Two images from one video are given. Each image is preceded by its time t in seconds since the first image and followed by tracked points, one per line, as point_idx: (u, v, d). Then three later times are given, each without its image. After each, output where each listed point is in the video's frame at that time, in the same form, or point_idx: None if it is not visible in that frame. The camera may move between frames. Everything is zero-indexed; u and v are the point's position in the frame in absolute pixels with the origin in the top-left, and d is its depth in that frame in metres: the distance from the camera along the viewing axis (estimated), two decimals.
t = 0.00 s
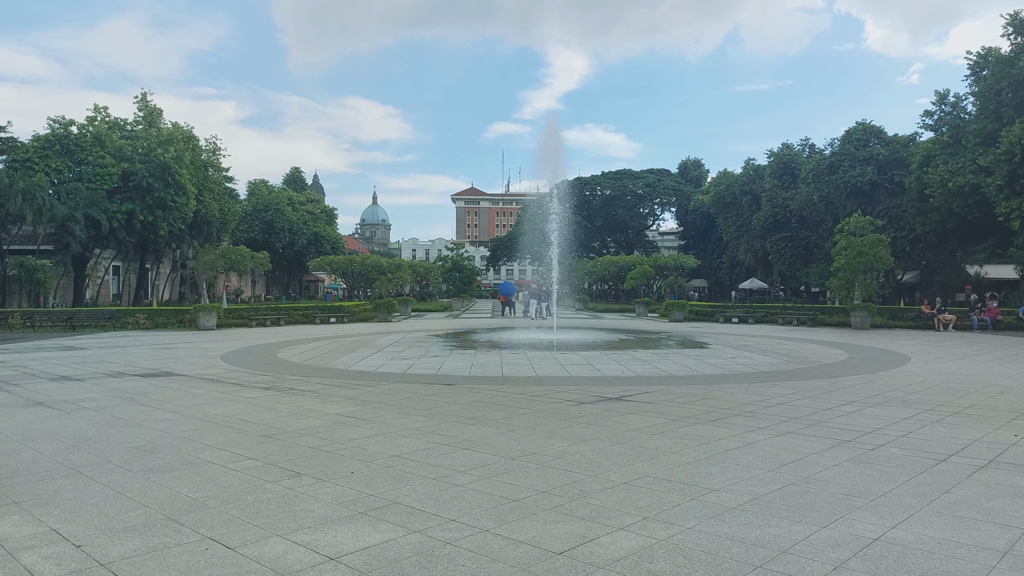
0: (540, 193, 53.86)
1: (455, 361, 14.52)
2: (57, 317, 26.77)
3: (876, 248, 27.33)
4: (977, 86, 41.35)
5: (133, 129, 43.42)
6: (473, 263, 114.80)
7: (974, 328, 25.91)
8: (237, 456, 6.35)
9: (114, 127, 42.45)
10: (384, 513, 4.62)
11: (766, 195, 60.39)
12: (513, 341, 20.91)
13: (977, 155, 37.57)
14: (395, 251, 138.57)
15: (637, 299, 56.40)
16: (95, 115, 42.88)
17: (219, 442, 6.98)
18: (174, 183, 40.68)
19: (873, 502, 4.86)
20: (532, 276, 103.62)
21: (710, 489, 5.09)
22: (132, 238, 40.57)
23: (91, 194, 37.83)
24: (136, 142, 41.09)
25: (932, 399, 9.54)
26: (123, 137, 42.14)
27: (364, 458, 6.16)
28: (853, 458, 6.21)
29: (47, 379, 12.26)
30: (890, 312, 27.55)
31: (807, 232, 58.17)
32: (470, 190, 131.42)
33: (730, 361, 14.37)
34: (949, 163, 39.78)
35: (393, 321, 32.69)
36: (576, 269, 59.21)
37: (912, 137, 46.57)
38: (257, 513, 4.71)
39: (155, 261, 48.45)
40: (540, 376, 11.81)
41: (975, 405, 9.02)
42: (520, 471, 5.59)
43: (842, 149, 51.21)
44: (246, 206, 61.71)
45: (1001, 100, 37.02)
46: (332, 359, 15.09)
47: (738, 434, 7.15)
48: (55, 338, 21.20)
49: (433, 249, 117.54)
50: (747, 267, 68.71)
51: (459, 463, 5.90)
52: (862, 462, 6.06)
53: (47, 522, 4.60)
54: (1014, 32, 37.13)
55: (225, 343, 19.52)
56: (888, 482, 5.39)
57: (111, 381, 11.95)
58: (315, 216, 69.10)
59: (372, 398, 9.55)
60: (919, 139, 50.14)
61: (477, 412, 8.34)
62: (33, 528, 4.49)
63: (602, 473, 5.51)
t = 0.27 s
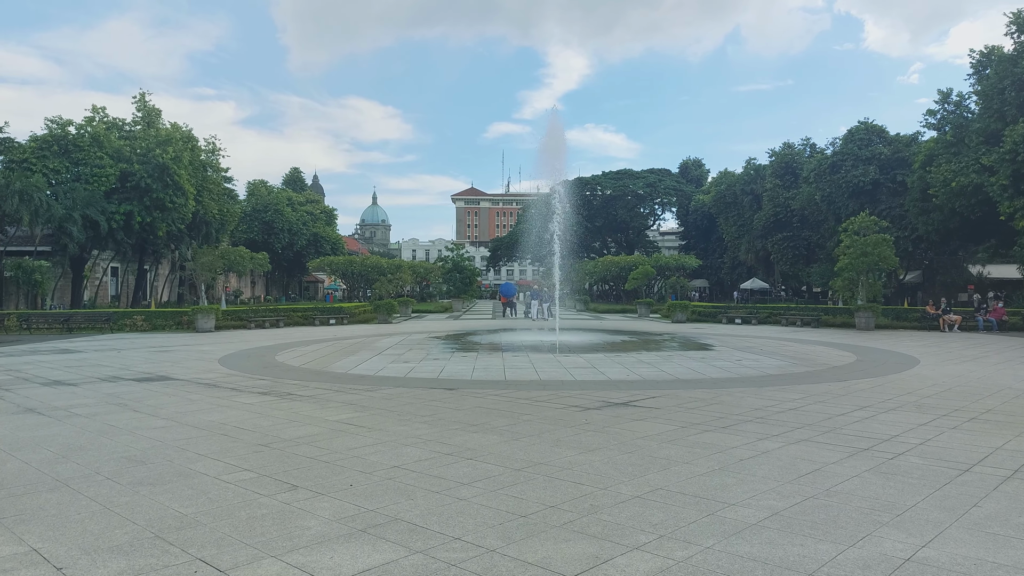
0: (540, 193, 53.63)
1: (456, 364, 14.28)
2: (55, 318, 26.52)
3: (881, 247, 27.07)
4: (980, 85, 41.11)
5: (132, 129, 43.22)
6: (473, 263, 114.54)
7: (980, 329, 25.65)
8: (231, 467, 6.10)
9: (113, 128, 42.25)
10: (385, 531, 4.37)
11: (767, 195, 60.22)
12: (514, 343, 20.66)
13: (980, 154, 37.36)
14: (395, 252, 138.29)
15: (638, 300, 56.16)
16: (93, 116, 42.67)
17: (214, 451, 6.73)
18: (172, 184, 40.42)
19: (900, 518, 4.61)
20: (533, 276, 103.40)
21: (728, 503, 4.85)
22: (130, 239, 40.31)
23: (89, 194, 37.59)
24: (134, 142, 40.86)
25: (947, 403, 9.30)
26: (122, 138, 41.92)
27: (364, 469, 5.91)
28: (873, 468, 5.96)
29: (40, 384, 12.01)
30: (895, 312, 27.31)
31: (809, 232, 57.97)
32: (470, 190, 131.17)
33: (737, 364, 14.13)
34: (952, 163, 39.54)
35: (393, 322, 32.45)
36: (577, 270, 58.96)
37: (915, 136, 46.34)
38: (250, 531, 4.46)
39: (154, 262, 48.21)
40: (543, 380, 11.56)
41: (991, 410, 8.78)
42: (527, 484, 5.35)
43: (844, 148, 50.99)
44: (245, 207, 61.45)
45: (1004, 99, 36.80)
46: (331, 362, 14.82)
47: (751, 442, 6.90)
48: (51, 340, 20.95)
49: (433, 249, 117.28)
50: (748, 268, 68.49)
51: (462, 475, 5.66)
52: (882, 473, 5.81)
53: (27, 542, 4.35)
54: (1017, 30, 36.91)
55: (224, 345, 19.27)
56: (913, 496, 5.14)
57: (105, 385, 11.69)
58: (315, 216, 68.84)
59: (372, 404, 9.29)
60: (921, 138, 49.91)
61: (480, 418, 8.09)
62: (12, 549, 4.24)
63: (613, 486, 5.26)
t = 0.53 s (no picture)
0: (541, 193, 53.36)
1: (457, 364, 14.03)
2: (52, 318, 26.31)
3: (886, 247, 26.81)
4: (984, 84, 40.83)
5: (131, 128, 42.99)
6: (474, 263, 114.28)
7: (986, 329, 25.40)
8: (225, 471, 5.85)
9: (112, 127, 42.03)
10: (384, 543, 4.12)
11: (769, 194, 60.01)
12: (515, 343, 20.40)
13: (984, 153, 37.09)
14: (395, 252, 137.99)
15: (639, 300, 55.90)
16: (92, 114, 42.46)
17: (207, 455, 6.47)
18: (172, 183, 40.15)
19: (929, 529, 4.35)
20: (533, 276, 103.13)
21: (746, 513, 4.59)
22: (129, 239, 40.04)
23: (87, 193, 37.34)
24: (133, 141, 40.62)
25: (962, 405, 9.04)
26: (121, 136, 41.67)
27: (362, 475, 5.66)
28: (894, 474, 5.70)
29: (32, 384, 11.76)
30: (899, 312, 27.07)
31: (811, 231, 57.76)
32: (470, 190, 130.93)
33: (743, 365, 13.87)
34: (956, 162, 39.24)
35: (393, 322, 32.20)
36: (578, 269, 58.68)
37: (918, 135, 46.09)
38: (241, 543, 4.21)
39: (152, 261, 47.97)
40: (546, 381, 11.31)
41: (1009, 412, 8.52)
42: (533, 491, 5.10)
43: (846, 147, 50.73)
44: (245, 206, 61.21)
45: (1009, 97, 36.53)
46: (329, 362, 14.56)
47: (765, 446, 6.64)
48: (47, 340, 20.69)
49: (434, 249, 117.11)
50: (749, 267, 68.24)
51: (465, 480, 5.40)
52: (905, 479, 5.55)
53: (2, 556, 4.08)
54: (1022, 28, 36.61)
55: (221, 345, 19.01)
56: (942, 505, 4.87)
57: (99, 386, 11.45)
58: (315, 216, 68.59)
59: (371, 405, 9.05)
60: (924, 137, 49.66)
61: (482, 420, 7.85)
62: None
63: (624, 493, 5.00)
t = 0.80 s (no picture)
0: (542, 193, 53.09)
1: (458, 367, 13.77)
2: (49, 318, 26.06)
3: (891, 247, 26.53)
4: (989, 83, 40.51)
5: (129, 127, 42.75)
6: (474, 263, 114.01)
7: (992, 330, 25.12)
8: (216, 481, 5.60)
9: (110, 126, 41.79)
10: (380, 562, 3.87)
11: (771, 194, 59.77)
12: (517, 344, 20.13)
13: (988, 153, 36.81)
14: (395, 252, 137.82)
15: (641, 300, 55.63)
16: (91, 114, 42.22)
17: (198, 463, 6.22)
18: (170, 183, 39.90)
19: (960, 546, 4.10)
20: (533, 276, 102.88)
21: (764, 528, 4.34)
22: (128, 238, 39.78)
23: (86, 193, 37.08)
24: (132, 140, 40.35)
25: (978, 410, 8.78)
26: (120, 136, 41.43)
27: (359, 485, 5.40)
28: (916, 484, 5.44)
29: (23, 387, 11.50)
30: (904, 313, 26.79)
31: (813, 231, 57.48)
32: (471, 190, 130.64)
33: (749, 367, 13.60)
34: (960, 161, 38.94)
35: (393, 323, 31.94)
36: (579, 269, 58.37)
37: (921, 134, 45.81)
38: (230, 561, 3.96)
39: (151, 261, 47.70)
40: (549, 384, 11.05)
41: None
42: (539, 503, 4.84)
43: (849, 147, 50.45)
44: (244, 206, 60.97)
45: (1013, 96, 36.25)
46: (328, 364, 14.28)
47: (780, 454, 6.38)
48: (43, 341, 20.44)
49: (434, 249, 116.91)
50: (751, 267, 67.95)
51: (467, 492, 5.14)
52: (928, 490, 5.28)
53: None
54: None
55: (219, 346, 18.76)
56: (970, 518, 4.62)
57: (92, 389, 11.19)
58: (315, 216, 68.33)
59: (370, 409, 8.79)
60: (927, 137, 49.36)
61: (485, 426, 7.58)
62: None
63: (635, 507, 4.74)
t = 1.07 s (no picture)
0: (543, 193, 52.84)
1: (460, 369, 13.52)
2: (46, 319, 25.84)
3: (896, 247, 26.22)
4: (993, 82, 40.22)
5: (128, 127, 42.51)
6: (475, 263, 113.81)
7: (999, 331, 24.85)
8: (209, 492, 5.34)
9: (109, 125, 41.55)
10: None
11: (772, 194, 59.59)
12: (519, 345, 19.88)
13: (993, 152, 36.54)
14: (396, 252, 137.62)
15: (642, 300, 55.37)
16: (90, 113, 41.98)
17: (192, 472, 5.97)
18: (170, 182, 39.65)
19: (999, 564, 3.85)
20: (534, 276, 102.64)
21: (790, 545, 4.09)
22: (127, 238, 39.51)
23: (84, 193, 36.81)
24: (131, 140, 40.10)
25: (998, 415, 8.51)
26: (119, 135, 41.19)
27: (359, 497, 5.15)
28: (944, 495, 5.18)
29: (16, 390, 11.25)
30: (910, 314, 26.53)
31: (815, 231, 57.24)
32: (471, 190, 130.46)
33: (757, 369, 13.34)
34: (964, 161, 38.64)
35: (394, 323, 31.68)
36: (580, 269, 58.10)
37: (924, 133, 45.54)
38: None
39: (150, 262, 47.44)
40: (554, 387, 10.78)
41: None
42: (550, 517, 4.60)
43: (851, 147, 50.19)
44: (244, 206, 60.73)
45: (1018, 95, 35.98)
46: (327, 366, 14.02)
47: (797, 462, 6.13)
48: (39, 342, 20.20)
49: (435, 249, 116.72)
50: (752, 268, 67.68)
51: (473, 504, 4.90)
52: (957, 502, 5.03)
53: None
54: None
55: (217, 348, 18.52)
56: (1005, 533, 4.36)
57: (86, 392, 10.93)
58: (315, 216, 68.10)
59: (371, 414, 8.53)
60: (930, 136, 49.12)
61: (489, 432, 7.33)
62: None
63: (652, 521, 4.49)
